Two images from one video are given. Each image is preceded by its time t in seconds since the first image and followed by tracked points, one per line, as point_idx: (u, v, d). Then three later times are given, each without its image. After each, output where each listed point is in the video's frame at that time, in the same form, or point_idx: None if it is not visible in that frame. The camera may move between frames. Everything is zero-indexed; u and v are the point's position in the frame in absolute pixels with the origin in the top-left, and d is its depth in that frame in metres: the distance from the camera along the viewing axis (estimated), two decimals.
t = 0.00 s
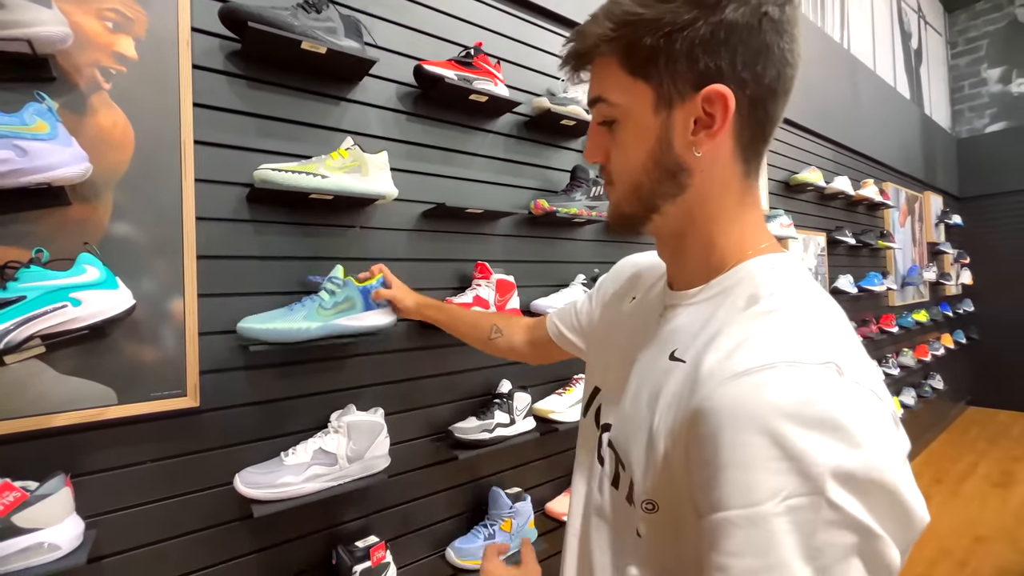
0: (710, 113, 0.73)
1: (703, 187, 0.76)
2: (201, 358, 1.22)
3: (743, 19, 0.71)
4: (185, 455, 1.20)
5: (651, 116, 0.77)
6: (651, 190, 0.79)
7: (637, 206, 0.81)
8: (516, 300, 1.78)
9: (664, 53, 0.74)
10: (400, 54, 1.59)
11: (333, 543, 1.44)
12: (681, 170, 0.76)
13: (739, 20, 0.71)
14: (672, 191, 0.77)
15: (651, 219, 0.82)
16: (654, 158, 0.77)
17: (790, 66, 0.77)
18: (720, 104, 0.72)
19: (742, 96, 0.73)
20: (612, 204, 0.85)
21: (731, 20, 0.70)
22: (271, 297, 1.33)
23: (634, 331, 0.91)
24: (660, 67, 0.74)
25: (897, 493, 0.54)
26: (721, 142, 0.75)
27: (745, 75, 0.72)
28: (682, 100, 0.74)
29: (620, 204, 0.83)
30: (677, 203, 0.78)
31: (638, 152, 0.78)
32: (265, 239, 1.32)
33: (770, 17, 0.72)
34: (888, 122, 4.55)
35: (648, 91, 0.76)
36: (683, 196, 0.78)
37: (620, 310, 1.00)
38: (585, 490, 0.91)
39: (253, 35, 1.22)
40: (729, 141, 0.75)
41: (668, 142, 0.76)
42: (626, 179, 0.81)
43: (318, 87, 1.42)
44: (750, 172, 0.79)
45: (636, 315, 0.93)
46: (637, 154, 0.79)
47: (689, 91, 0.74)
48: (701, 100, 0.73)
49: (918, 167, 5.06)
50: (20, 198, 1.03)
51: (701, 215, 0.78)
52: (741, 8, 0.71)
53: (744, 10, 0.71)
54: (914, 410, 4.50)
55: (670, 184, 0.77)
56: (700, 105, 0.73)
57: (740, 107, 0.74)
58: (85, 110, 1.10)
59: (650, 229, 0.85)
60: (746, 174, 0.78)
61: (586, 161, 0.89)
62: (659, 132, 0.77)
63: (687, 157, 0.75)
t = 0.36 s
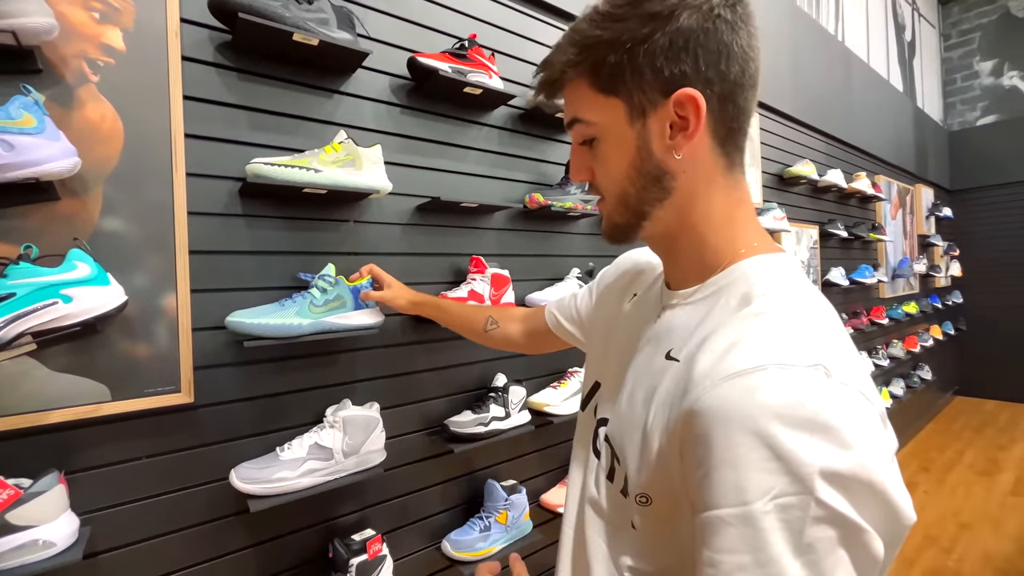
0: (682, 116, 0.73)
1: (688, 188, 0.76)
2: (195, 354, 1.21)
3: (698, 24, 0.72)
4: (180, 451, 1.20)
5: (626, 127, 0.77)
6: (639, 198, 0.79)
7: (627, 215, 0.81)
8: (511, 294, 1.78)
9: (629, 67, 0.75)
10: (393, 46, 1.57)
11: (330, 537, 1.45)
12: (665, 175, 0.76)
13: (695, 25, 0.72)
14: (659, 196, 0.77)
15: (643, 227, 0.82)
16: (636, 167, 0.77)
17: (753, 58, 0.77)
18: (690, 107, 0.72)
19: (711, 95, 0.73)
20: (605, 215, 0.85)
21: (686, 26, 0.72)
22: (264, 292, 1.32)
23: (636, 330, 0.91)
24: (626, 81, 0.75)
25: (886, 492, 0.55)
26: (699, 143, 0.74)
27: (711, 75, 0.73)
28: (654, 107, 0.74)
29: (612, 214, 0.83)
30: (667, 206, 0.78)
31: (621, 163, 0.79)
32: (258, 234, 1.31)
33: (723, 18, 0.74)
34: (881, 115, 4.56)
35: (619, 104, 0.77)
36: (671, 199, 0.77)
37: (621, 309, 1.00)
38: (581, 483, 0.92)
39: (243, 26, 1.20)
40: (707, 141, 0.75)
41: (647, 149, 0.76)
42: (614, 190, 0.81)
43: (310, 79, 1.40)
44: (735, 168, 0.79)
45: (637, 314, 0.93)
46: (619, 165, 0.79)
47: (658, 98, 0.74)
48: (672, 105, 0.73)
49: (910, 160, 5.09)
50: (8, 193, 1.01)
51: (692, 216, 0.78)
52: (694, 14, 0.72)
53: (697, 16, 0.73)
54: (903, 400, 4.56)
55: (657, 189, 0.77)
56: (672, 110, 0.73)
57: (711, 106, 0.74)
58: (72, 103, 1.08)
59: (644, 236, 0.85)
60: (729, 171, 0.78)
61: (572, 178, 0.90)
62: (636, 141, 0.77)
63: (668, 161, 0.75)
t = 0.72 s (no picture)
0: (673, 114, 0.72)
1: (673, 186, 0.76)
2: (190, 349, 1.21)
3: (705, 21, 0.69)
4: (177, 446, 1.20)
5: (619, 115, 0.77)
6: (622, 188, 0.80)
7: (613, 201, 0.83)
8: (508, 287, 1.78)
9: (631, 55, 0.74)
10: (387, 35, 1.55)
11: (328, 529, 1.45)
12: (648, 171, 0.77)
13: (701, 22, 0.69)
14: (642, 189, 0.78)
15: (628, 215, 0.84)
16: (623, 156, 0.79)
17: (765, 67, 0.73)
18: (680, 107, 0.71)
19: (706, 99, 0.72)
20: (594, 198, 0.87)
21: (691, 23, 0.69)
22: (259, 287, 1.31)
23: (632, 323, 0.91)
24: (627, 68, 0.75)
25: (886, 493, 0.56)
26: (686, 144, 0.74)
27: (708, 77, 0.71)
28: (647, 99, 0.74)
29: (599, 199, 0.85)
30: (650, 200, 0.79)
31: (610, 151, 0.80)
32: (253, 227, 1.30)
33: (735, 17, 0.69)
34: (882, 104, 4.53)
35: (616, 90, 0.77)
36: (654, 194, 0.78)
37: (619, 302, 1.00)
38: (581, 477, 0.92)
39: (234, 15, 1.18)
40: (697, 140, 0.74)
41: (635, 142, 0.77)
42: (602, 176, 0.83)
43: (303, 70, 1.38)
44: (733, 172, 0.76)
45: (633, 307, 0.93)
46: (609, 151, 0.80)
47: (652, 92, 0.74)
48: (664, 101, 0.72)
49: (910, 150, 5.06)
50: None
51: (675, 213, 0.78)
52: (702, 10, 0.69)
53: (706, 11, 0.69)
54: (900, 390, 4.59)
55: (641, 182, 0.78)
56: (664, 107, 0.73)
57: (705, 112, 0.72)
58: (61, 95, 1.06)
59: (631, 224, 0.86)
60: (725, 176, 0.76)
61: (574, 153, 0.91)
62: (626, 131, 0.77)
63: (653, 157, 0.76)
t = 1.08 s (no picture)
0: (665, 95, 0.72)
1: (660, 166, 0.77)
2: (187, 341, 1.21)
3: (717, 9, 0.68)
4: (174, 438, 1.20)
5: (619, 85, 0.78)
6: (610, 159, 0.82)
7: (601, 172, 0.84)
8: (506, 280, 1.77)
9: (641, 25, 0.74)
10: (384, 26, 1.53)
11: (326, 520, 1.46)
12: (636, 147, 0.78)
13: (713, 10, 0.68)
14: (629, 164, 0.80)
15: (615, 186, 0.85)
16: (614, 128, 0.79)
17: (766, 73, 0.72)
18: (673, 89, 0.72)
19: (701, 89, 0.71)
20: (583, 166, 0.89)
21: (703, 8, 0.69)
22: (256, 279, 1.31)
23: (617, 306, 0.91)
24: (636, 37, 0.75)
25: (863, 470, 0.56)
26: (675, 126, 0.74)
27: (705, 69, 0.71)
28: (647, 74, 0.74)
29: (588, 168, 0.86)
30: (637, 176, 0.80)
31: (604, 121, 0.81)
32: (249, 220, 1.30)
33: (748, 14, 0.68)
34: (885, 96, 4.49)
35: (622, 59, 0.77)
36: (641, 171, 0.79)
37: (605, 283, 1.00)
38: (571, 463, 0.92)
39: (228, 6, 1.17)
40: (688, 124, 0.73)
41: (628, 116, 0.77)
42: (594, 144, 0.83)
43: (299, 61, 1.37)
44: (723, 162, 0.75)
45: (620, 289, 0.93)
46: (603, 122, 0.81)
47: (653, 67, 0.74)
48: (660, 80, 0.73)
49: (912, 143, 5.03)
50: None
51: (661, 194, 0.79)
52: None
53: None
54: (898, 383, 4.59)
55: (629, 157, 0.79)
56: (658, 86, 0.73)
57: (698, 103, 0.72)
58: (54, 87, 1.05)
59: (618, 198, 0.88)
60: (711, 167, 0.75)
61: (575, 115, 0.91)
62: (621, 104, 0.78)
63: (642, 134, 0.76)
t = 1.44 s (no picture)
0: (673, 83, 0.71)
1: (662, 157, 0.76)
2: (182, 335, 1.21)
3: None
4: (169, 431, 1.21)
5: (623, 71, 0.76)
6: (609, 147, 0.80)
7: (599, 161, 0.83)
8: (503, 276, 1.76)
9: (651, 8, 0.71)
10: (381, 19, 1.53)
11: (322, 514, 1.47)
12: (638, 136, 0.76)
13: None
14: (629, 153, 0.78)
15: (613, 175, 0.84)
16: (615, 116, 0.78)
17: (777, 66, 0.71)
18: (681, 78, 0.70)
19: (710, 79, 0.70)
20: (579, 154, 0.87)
21: None
22: (251, 273, 1.31)
23: (610, 299, 0.91)
24: (644, 20, 0.72)
25: (855, 471, 0.56)
26: (680, 116, 0.73)
27: (716, 58, 0.69)
28: (654, 61, 0.72)
29: (586, 157, 0.85)
30: (636, 166, 0.79)
31: (605, 108, 0.79)
32: (245, 214, 1.30)
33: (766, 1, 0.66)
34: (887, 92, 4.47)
35: (628, 43, 0.75)
36: (641, 162, 0.78)
37: (599, 276, 0.99)
38: (562, 457, 0.92)
39: None
40: (693, 115, 0.72)
41: (632, 104, 0.75)
42: (593, 131, 0.82)
43: (295, 54, 1.36)
44: (723, 156, 0.75)
45: (613, 282, 0.93)
46: (603, 109, 0.79)
47: (662, 54, 0.72)
48: (669, 68, 0.71)
49: (914, 140, 5.01)
50: None
51: (660, 186, 0.78)
52: None
53: None
54: (898, 381, 4.59)
55: (629, 146, 0.78)
56: (666, 74, 0.71)
57: (705, 92, 0.71)
58: (47, 79, 1.05)
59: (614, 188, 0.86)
60: (712, 159, 0.75)
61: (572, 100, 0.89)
62: (625, 90, 0.76)
63: (646, 124, 0.75)
